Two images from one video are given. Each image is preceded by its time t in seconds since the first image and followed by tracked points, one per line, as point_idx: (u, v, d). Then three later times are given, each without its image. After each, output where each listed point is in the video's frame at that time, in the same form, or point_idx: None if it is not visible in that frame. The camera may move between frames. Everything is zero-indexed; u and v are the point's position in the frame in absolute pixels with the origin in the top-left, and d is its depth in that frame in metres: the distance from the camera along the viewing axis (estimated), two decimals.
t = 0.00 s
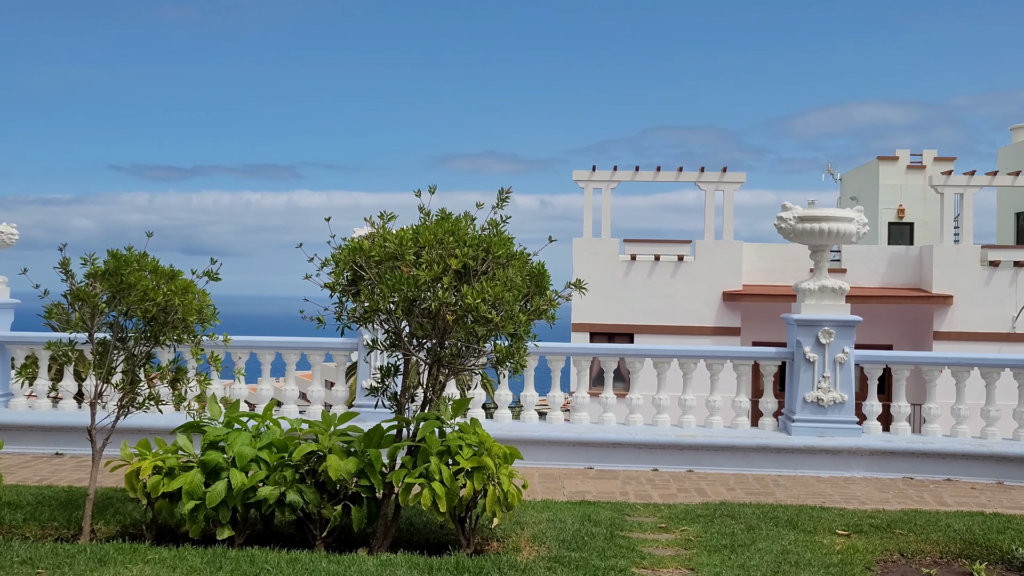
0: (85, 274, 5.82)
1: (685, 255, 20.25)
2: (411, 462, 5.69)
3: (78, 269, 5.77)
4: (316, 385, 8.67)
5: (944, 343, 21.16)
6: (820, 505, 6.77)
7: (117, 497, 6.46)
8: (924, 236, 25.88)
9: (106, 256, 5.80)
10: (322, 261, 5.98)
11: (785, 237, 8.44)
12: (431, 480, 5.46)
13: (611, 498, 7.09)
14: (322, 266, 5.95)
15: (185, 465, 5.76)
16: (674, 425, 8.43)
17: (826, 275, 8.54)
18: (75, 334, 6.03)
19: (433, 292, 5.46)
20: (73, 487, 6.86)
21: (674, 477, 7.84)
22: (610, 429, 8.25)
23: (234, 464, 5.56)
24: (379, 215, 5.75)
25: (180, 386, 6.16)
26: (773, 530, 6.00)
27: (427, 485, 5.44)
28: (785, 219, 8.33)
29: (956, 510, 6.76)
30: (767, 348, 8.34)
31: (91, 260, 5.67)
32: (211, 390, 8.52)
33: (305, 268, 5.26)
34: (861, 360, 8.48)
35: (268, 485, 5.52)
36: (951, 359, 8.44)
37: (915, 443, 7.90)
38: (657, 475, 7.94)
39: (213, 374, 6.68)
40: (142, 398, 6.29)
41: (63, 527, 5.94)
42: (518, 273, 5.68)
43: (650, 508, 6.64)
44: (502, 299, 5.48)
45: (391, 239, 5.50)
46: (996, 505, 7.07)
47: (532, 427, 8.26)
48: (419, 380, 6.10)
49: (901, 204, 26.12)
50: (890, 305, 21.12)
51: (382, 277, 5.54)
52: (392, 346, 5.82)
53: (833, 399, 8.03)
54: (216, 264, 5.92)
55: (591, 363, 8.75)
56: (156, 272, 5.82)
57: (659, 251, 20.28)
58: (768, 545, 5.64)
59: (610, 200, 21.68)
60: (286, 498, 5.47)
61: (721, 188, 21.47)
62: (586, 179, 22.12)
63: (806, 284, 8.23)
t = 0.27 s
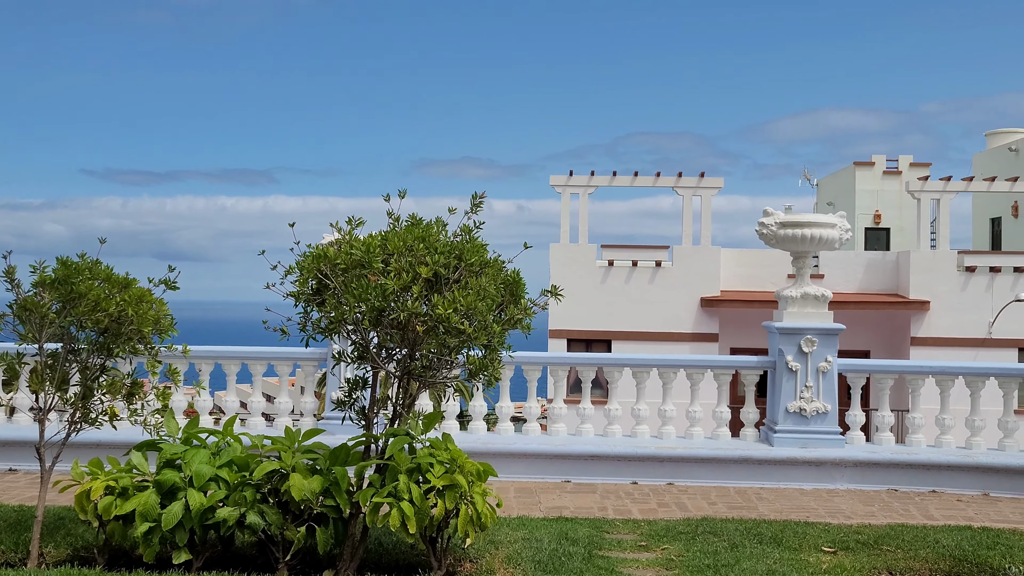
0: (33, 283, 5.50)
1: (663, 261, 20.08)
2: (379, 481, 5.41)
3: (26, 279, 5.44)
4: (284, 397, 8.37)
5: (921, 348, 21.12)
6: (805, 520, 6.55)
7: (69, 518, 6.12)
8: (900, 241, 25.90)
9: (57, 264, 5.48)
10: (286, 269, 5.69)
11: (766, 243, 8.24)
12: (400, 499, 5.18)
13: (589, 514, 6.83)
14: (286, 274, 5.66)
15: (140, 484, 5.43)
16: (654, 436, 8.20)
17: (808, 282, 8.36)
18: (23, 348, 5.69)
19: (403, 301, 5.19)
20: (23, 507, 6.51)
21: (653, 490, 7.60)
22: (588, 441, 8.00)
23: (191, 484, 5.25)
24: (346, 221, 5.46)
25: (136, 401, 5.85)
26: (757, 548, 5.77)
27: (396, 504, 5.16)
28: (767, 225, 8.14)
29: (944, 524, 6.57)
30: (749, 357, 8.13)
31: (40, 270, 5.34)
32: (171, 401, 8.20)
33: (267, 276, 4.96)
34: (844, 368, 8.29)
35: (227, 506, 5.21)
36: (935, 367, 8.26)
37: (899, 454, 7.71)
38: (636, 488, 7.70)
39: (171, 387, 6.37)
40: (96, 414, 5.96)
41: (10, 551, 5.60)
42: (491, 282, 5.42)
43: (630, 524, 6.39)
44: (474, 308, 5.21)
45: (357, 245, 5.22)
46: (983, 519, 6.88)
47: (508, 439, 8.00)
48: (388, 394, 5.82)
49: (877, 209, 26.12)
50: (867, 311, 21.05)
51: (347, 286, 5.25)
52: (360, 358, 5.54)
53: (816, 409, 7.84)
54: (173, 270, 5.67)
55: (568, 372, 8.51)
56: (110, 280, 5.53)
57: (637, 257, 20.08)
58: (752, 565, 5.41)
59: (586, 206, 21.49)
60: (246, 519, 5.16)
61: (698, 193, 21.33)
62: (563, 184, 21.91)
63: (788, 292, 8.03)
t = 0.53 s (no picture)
0: None
1: (642, 268, 19.89)
2: (345, 495, 5.12)
3: None
4: (251, 406, 8.06)
5: (901, 357, 21.04)
6: (789, 533, 6.32)
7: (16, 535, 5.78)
8: (879, 249, 25.89)
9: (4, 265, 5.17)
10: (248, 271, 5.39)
11: (748, 248, 8.03)
12: (367, 514, 4.89)
13: (566, 527, 6.56)
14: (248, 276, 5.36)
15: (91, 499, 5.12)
16: (634, 446, 7.95)
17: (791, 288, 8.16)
18: None
19: (371, 304, 4.92)
20: None
21: (633, 502, 7.35)
22: (566, 451, 7.74)
23: (145, 499, 4.94)
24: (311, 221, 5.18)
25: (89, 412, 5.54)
26: (741, 563, 5.53)
27: (362, 519, 4.88)
28: (749, 229, 7.93)
29: (932, 536, 6.35)
30: (731, 364, 7.91)
31: None
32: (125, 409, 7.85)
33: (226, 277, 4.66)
34: (828, 376, 8.09)
35: (183, 522, 4.91)
36: (921, 375, 8.07)
37: (885, 464, 7.51)
38: (616, 500, 7.45)
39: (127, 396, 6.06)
40: (46, 424, 5.64)
41: None
42: (465, 285, 5.15)
43: (610, 538, 6.13)
44: (446, 312, 4.94)
45: (322, 246, 4.93)
46: (973, 531, 6.67)
47: (483, 450, 7.73)
48: (356, 403, 5.54)
49: (855, 217, 26.10)
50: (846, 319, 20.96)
51: (310, 288, 4.96)
52: (326, 365, 5.26)
53: (800, 417, 7.63)
54: (128, 271, 5.40)
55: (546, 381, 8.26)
56: (61, 282, 5.23)
57: (616, 264, 19.89)
58: None
59: (565, 213, 21.30)
60: (203, 536, 4.86)
61: (677, 201, 21.19)
62: (541, 191, 21.71)
63: (771, 297, 7.82)
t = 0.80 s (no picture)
0: None
1: (624, 276, 19.69)
2: (311, 515, 4.84)
3: None
4: (218, 418, 7.75)
5: (883, 365, 20.94)
6: (777, 551, 6.08)
7: None
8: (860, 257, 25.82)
9: None
10: (210, 278, 5.10)
11: (733, 254, 7.83)
12: (334, 536, 4.61)
13: (545, 545, 6.30)
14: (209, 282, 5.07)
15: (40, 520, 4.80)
16: (616, 458, 7.70)
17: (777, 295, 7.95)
18: None
19: (338, 312, 4.64)
20: None
21: (615, 518, 7.09)
22: (545, 465, 7.48)
23: (97, 520, 4.63)
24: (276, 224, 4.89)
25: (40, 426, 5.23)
26: None
27: (328, 541, 4.59)
28: (734, 235, 7.72)
29: (924, 553, 6.13)
30: (715, 374, 7.68)
31: None
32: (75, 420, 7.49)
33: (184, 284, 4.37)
34: (814, 386, 7.87)
35: (137, 545, 4.60)
36: (909, 386, 7.88)
37: (873, 477, 7.30)
38: (597, 515, 7.20)
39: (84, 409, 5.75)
40: None
41: None
42: (439, 292, 4.89)
43: (591, 558, 5.87)
44: (418, 321, 4.67)
45: (287, 251, 4.65)
46: (965, 547, 6.46)
47: (460, 463, 7.46)
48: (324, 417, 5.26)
49: (837, 225, 26.04)
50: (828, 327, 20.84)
51: (273, 295, 4.67)
52: (292, 377, 4.98)
53: (786, 429, 7.41)
54: (84, 277, 5.07)
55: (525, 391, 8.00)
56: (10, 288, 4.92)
57: (597, 271, 19.67)
58: None
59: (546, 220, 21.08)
60: (158, 560, 4.55)
61: (659, 208, 21.02)
62: (522, 197, 21.48)
63: (756, 305, 7.62)
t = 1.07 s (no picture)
0: None
1: (610, 279, 19.46)
2: (283, 527, 4.55)
3: None
4: (191, 424, 7.44)
5: (870, 368, 20.79)
6: (772, 561, 5.84)
7: None
8: (847, 260, 25.71)
9: None
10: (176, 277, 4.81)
11: (724, 254, 7.59)
12: (307, 550, 4.32)
13: (531, 556, 6.03)
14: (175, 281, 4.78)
15: None
16: (604, 465, 7.45)
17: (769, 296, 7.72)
18: None
19: (311, 312, 4.37)
20: None
21: (604, 527, 6.83)
22: (531, 472, 7.22)
23: (52, 534, 4.33)
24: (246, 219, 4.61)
25: None
26: None
27: (301, 556, 4.30)
28: (725, 234, 7.48)
29: (925, 563, 5.90)
30: (707, 378, 7.44)
31: None
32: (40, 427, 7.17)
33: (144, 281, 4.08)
34: (808, 390, 7.64)
35: (96, 561, 4.30)
36: (905, 389, 7.65)
37: (869, 483, 7.07)
38: (585, 523, 6.93)
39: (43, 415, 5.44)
40: None
41: None
42: (418, 291, 4.62)
43: (579, 570, 5.61)
44: (396, 321, 4.39)
45: (256, 247, 4.36)
46: (966, 556, 6.23)
47: (443, 470, 7.18)
48: (298, 423, 4.98)
49: (823, 228, 25.92)
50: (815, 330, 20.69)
51: (240, 294, 4.39)
52: (262, 382, 4.69)
53: (779, 434, 7.18)
54: (42, 274, 4.79)
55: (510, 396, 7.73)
56: None
57: (582, 274, 19.44)
58: None
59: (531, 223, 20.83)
60: None
61: (645, 210, 20.82)
62: (506, 199, 21.22)
63: (748, 306, 7.39)
